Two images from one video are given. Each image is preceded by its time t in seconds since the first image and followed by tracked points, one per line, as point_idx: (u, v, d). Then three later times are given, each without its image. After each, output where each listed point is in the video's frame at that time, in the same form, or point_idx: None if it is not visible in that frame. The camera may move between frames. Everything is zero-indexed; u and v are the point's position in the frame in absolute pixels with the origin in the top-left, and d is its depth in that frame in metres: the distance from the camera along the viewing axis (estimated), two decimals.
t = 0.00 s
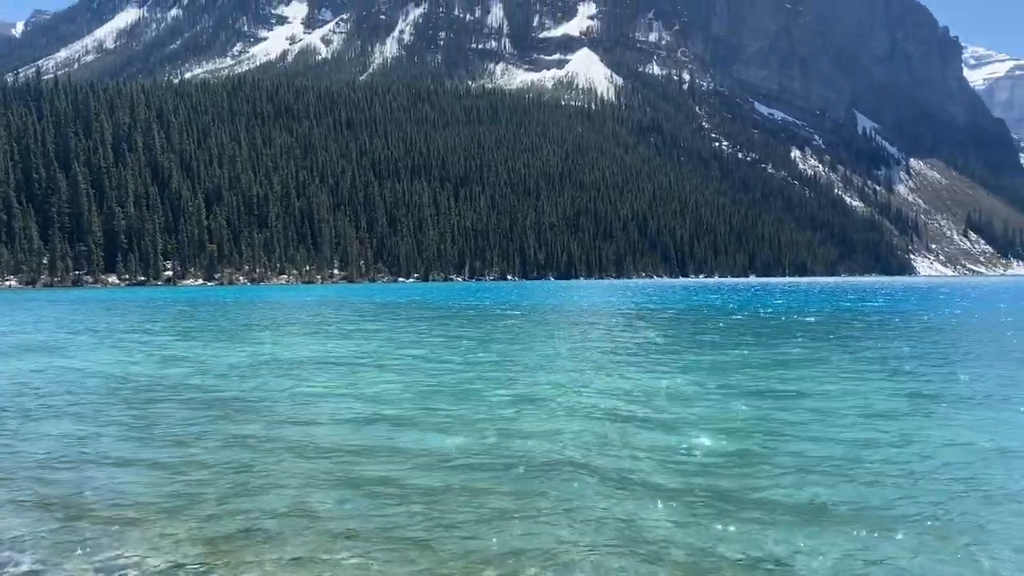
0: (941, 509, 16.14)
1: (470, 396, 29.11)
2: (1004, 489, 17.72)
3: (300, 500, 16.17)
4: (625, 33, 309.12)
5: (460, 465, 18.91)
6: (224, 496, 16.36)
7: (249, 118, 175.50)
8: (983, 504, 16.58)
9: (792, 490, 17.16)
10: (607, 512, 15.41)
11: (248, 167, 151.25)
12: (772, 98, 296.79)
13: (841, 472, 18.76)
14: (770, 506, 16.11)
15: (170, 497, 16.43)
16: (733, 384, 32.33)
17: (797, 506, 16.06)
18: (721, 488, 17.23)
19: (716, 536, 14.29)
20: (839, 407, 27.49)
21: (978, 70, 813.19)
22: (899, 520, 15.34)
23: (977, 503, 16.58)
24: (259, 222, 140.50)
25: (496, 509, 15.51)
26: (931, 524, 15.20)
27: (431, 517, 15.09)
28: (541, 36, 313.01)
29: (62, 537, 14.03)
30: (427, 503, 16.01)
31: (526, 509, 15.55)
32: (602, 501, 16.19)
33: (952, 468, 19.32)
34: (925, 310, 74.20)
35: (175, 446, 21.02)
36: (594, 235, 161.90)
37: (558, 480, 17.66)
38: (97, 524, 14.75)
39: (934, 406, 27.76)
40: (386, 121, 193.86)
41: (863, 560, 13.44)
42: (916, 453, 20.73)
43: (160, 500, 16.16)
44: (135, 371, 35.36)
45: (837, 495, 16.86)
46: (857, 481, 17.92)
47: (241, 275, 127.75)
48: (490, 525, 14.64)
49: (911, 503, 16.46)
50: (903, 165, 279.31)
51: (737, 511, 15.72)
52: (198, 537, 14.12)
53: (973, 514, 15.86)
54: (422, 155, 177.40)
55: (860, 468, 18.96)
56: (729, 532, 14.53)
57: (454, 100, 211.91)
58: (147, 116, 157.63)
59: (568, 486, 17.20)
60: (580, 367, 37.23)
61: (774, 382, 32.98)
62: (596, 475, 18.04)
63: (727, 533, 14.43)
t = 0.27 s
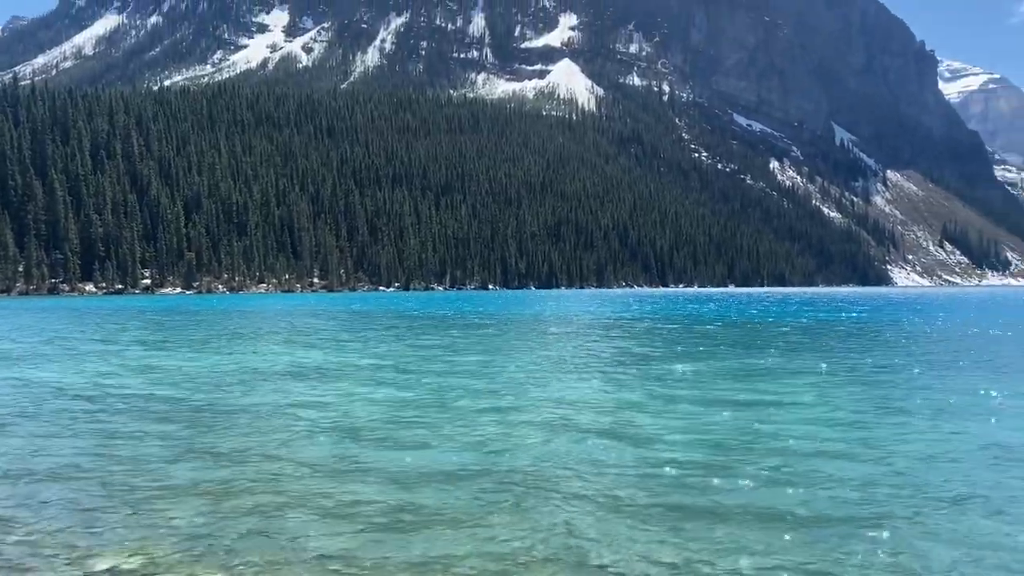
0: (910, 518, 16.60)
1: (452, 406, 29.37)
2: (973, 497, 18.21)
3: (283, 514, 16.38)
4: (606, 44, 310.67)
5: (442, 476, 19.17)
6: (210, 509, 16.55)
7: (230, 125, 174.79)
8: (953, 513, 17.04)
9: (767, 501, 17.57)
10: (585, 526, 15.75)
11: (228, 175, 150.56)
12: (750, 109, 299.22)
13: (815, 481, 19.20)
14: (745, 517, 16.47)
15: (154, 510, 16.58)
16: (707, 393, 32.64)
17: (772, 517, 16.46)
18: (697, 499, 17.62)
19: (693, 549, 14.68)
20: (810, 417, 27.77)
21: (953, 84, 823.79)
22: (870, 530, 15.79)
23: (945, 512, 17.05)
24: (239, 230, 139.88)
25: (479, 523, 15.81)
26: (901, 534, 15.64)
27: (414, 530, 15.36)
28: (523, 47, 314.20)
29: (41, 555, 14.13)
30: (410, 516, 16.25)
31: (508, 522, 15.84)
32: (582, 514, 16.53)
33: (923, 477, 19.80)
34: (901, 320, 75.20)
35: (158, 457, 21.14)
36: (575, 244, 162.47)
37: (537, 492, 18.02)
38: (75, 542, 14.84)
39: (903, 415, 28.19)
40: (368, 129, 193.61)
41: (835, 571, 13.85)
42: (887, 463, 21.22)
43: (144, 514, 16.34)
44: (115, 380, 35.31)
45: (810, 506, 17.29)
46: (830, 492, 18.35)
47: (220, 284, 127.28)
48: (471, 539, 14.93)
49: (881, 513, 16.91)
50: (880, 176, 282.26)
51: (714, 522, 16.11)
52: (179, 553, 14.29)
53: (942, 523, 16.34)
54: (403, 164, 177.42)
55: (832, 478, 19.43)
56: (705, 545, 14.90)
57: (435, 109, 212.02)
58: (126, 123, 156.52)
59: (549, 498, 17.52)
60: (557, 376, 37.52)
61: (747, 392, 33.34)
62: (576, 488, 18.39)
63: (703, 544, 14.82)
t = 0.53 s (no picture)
0: (888, 528, 16.67)
1: (430, 414, 29.18)
2: (949, 503, 18.32)
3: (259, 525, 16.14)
4: (585, 52, 311.32)
5: (421, 484, 18.99)
6: (184, 518, 16.27)
7: (207, 131, 173.30)
8: (930, 522, 17.11)
9: (746, 510, 17.56)
10: (564, 536, 15.67)
11: (205, 181, 149.10)
12: (728, 119, 301.06)
13: (795, 489, 19.22)
14: (724, 525, 16.48)
15: (127, 517, 16.29)
16: (686, 400, 32.66)
17: (751, 525, 16.46)
18: (678, 508, 17.56)
19: (673, 557, 14.64)
20: (789, 424, 27.82)
21: (926, 96, 833.66)
22: (849, 540, 15.81)
23: (922, 521, 17.13)
24: (215, 237, 138.58)
25: (458, 531, 15.66)
26: (879, 544, 15.71)
27: (392, 538, 15.22)
28: (503, 55, 314.39)
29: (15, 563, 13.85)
30: (388, 525, 16.08)
31: (487, 531, 15.72)
32: (562, 523, 16.46)
33: (899, 485, 19.90)
34: (876, 328, 75.76)
35: (132, 464, 20.81)
36: (554, 252, 162.28)
37: (516, 501, 17.91)
38: (50, 549, 14.57)
39: (881, 423, 28.32)
40: (346, 135, 192.57)
41: None
42: (865, 471, 21.30)
43: (117, 521, 16.05)
44: (88, 386, 34.76)
45: (788, 515, 17.33)
46: (808, 501, 18.38)
47: (195, 291, 125.96)
48: (450, 548, 14.79)
49: (859, 523, 16.95)
50: (856, 186, 284.59)
51: (694, 532, 16.07)
52: (156, 560, 14.09)
53: (918, 531, 16.42)
54: (381, 170, 176.76)
55: (810, 486, 19.48)
56: (685, 554, 14.87)
57: (414, 116, 211.40)
58: (101, 128, 154.71)
59: (529, 507, 17.43)
60: (537, 383, 37.36)
61: (727, 399, 33.37)
62: (555, 496, 18.31)
63: (682, 554, 14.80)
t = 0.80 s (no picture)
0: (858, 534, 17.18)
1: (409, 421, 29.44)
2: (912, 508, 18.93)
3: (242, 545, 16.47)
4: (563, 58, 313.10)
5: (401, 500, 19.34)
6: (168, 541, 16.61)
7: (182, 135, 172.00)
8: (895, 526, 17.64)
9: (719, 517, 18.10)
10: (541, 550, 16.09)
11: (180, 185, 148.02)
12: (705, 126, 303.50)
13: (767, 496, 19.79)
14: (697, 535, 16.94)
15: (110, 542, 16.54)
16: (665, 405, 33.27)
17: (726, 535, 16.91)
18: (652, 517, 18.07)
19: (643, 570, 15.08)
20: (766, 427, 28.51)
21: (897, 105, 847.29)
22: (820, 546, 16.34)
23: (890, 527, 17.65)
24: (191, 241, 137.67)
25: (437, 549, 16.03)
26: (848, 549, 16.42)
27: (368, 558, 15.61)
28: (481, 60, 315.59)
29: None
30: (369, 542, 16.52)
31: (465, 549, 16.12)
32: (536, 536, 16.89)
33: (867, 489, 20.49)
34: (851, 333, 76.74)
35: (112, 483, 21.07)
36: (532, 257, 162.56)
37: (496, 515, 18.29)
38: None
39: (855, 426, 29.06)
40: (324, 139, 191.91)
41: None
42: (836, 476, 21.87)
43: (101, 545, 16.38)
44: (66, 393, 34.86)
45: (761, 522, 17.86)
46: (778, 507, 18.91)
47: (171, 296, 125.15)
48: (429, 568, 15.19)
49: (829, 528, 17.45)
50: (831, 193, 287.58)
51: (668, 540, 16.60)
52: None
53: (885, 535, 16.97)
54: (359, 174, 176.15)
55: (781, 491, 20.18)
56: (662, 565, 15.33)
57: (392, 121, 211.14)
58: (75, 131, 153.24)
59: (509, 520, 17.96)
60: (519, 388, 37.77)
61: (706, 403, 34.01)
62: (534, 510, 18.71)
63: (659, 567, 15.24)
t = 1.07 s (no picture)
0: (838, 534, 17.27)
1: (387, 424, 29.27)
2: (890, 509, 19.04)
3: (221, 546, 16.40)
4: (540, 63, 313.94)
5: (381, 504, 19.20)
6: (142, 545, 16.38)
7: (156, 137, 170.23)
8: (873, 526, 17.75)
9: (698, 518, 18.15)
10: (519, 552, 16.02)
11: (154, 187, 146.41)
12: (681, 130, 305.27)
13: (746, 497, 19.88)
14: (676, 537, 16.94)
15: (82, 547, 16.27)
16: (644, 408, 33.41)
17: (705, 536, 16.93)
18: (632, 518, 18.05)
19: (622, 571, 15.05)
20: (744, 430, 28.71)
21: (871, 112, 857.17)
22: (797, 547, 16.43)
23: (868, 527, 17.77)
24: (165, 244, 136.19)
25: (414, 553, 15.91)
26: (825, 548, 16.62)
27: (345, 562, 15.45)
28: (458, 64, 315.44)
29: None
30: (346, 545, 16.38)
31: (445, 552, 16.03)
32: (515, 538, 16.80)
33: (844, 491, 20.60)
34: (827, 337, 77.40)
35: (88, 485, 20.89)
36: (509, 260, 162.35)
37: (476, 517, 18.20)
38: None
39: (831, 428, 29.35)
40: (300, 142, 190.77)
41: None
42: (815, 478, 21.96)
43: (73, 550, 16.10)
44: (40, 396, 34.44)
45: (741, 523, 17.90)
46: (758, 508, 18.97)
47: (144, 299, 123.73)
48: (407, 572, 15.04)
49: (808, 529, 17.53)
50: (805, 198, 290.02)
51: (647, 542, 16.59)
52: None
53: (862, 537, 17.07)
54: (336, 177, 175.15)
55: (760, 491, 20.36)
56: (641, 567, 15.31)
57: (369, 124, 210.38)
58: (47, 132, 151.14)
59: (490, 521, 17.97)
60: (498, 391, 37.72)
61: (684, 405, 34.21)
62: (512, 512, 18.64)
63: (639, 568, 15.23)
